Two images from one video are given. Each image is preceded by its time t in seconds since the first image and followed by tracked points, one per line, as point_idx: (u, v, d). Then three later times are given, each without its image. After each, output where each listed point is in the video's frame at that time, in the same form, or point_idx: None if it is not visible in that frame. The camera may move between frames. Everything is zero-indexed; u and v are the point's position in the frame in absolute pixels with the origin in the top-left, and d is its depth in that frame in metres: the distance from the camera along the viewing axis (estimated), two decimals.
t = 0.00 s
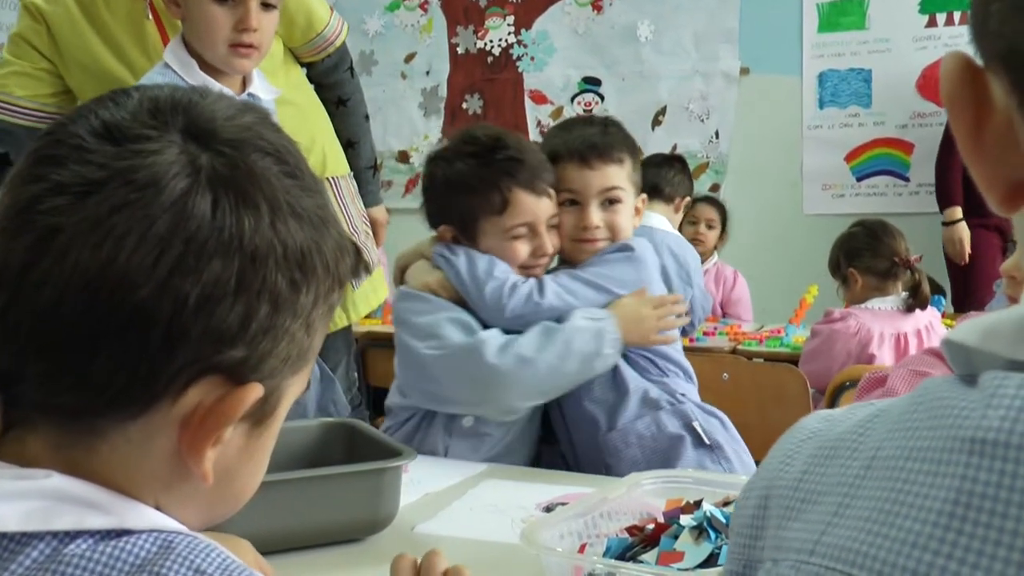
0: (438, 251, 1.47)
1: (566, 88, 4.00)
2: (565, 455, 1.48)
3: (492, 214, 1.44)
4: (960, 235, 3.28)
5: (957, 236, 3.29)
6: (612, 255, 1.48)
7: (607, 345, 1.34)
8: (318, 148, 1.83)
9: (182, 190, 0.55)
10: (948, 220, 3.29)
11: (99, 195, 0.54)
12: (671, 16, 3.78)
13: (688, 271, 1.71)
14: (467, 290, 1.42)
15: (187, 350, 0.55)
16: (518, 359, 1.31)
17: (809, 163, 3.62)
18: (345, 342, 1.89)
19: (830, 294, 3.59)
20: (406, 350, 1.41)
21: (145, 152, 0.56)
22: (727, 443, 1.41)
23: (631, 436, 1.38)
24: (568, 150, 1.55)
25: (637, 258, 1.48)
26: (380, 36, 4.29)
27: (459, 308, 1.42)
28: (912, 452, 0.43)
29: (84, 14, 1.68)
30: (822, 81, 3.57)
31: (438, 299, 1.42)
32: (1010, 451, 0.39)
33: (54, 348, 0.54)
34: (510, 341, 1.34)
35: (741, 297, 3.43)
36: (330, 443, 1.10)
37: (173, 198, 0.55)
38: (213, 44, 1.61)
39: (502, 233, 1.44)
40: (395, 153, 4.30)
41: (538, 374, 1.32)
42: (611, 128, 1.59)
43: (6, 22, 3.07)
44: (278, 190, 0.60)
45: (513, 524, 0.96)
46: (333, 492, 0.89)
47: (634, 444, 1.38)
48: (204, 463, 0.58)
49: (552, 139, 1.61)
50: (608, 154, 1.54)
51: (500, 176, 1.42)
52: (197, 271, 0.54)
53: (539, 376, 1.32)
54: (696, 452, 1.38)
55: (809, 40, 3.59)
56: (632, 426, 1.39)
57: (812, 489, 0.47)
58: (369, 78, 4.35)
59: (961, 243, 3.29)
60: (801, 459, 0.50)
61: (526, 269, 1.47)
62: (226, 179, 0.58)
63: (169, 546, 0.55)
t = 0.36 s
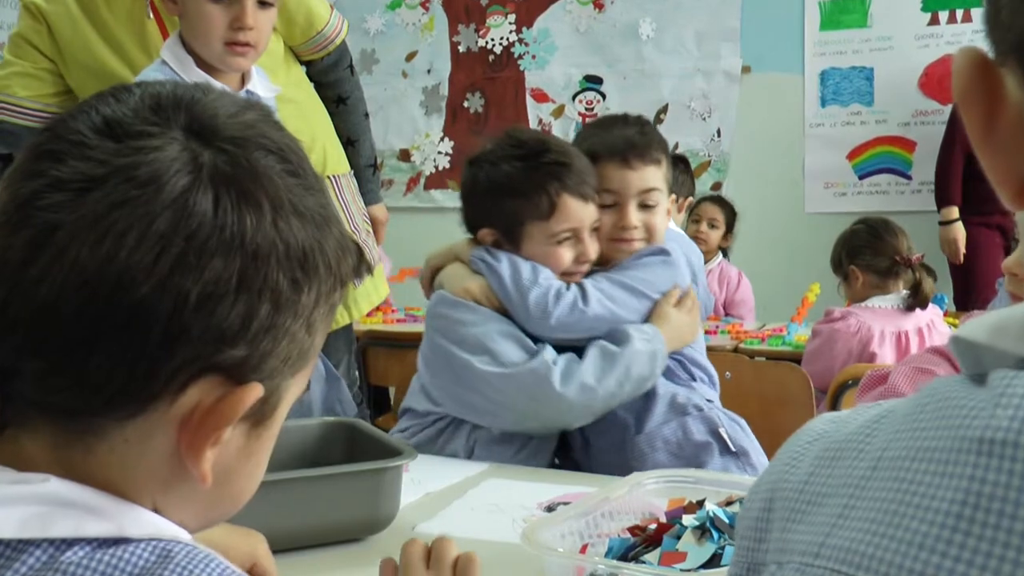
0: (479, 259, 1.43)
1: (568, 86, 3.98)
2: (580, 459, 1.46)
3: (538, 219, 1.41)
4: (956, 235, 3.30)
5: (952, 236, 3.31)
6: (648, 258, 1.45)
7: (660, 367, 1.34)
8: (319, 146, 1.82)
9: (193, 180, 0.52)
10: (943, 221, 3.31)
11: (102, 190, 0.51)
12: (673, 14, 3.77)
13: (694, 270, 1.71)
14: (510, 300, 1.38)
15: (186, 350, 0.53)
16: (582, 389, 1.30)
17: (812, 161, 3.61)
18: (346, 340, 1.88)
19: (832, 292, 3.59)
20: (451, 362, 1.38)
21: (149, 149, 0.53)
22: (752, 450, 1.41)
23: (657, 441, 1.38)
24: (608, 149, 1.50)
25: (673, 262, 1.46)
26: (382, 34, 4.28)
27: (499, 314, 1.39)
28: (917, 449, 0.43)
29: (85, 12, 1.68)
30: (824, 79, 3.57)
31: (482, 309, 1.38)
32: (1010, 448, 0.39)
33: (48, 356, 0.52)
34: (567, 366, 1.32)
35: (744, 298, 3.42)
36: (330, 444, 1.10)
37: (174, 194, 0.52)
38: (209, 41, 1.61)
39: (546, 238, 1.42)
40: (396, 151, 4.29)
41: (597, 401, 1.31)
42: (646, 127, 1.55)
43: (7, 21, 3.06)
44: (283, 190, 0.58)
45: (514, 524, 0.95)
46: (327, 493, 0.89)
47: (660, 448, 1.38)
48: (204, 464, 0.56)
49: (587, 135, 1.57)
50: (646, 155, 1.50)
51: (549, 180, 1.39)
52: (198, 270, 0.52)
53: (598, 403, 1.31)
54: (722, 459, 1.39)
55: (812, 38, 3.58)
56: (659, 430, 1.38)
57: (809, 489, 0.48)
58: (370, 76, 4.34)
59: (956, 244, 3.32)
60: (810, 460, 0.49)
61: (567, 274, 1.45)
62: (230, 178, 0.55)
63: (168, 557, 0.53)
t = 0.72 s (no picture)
0: (503, 262, 1.39)
1: (570, 84, 3.97)
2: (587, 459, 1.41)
3: (566, 224, 1.38)
4: (956, 233, 3.29)
5: (951, 233, 3.30)
6: (673, 265, 1.42)
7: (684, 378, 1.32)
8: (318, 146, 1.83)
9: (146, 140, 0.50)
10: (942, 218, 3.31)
11: (63, 165, 0.49)
12: (675, 13, 3.76)
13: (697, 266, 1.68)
14: (535, 307, 1.34)
15: (159, 328, 0.51)
16: (610, 403, 1.27)
17: (814, 160, 3.60)
18: (347, 338, 1.88)
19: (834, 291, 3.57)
20: (473, 369, 1.33)
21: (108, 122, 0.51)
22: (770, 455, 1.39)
23: (674, 444, 1.35)
24: (636, 147, 1.46)
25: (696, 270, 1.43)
26: (383, 33, 4.26)
27: (521, 318, 1.36)
28: (935, 451, 0.42)
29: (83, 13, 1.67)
30: (826, 77, 3.56)
31: (505, 314, 1.34)
32: None
33: (22, 342, 0.49)
34: (594, 379, 1.29)
35: (744, 296, 3.42)
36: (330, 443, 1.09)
37: (139, 168, 0.50)
38: (203, 39, 1.60)
39: (573, 244, 1.39)
40: (398, 150, 4.28)
41: (620, 415, 1.28)
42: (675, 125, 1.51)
43: (7, 19, 3.05)
44: (251, 161, 0.56)
45: (517, 524, 0.94)
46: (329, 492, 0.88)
47: (678, 452, 1.36)
48: (182, 445, 0.55)
49: (615, 131, 1.53)
50: (675, 155, 1.46)
51: (577, 184, 1.36)
52: (168, 243, 0.50)
53: (624, 415, 1.29)
54: (739, 465, 1.37)
55: (814, 36, 3.56)
56: (677, 434, 1.36)
57: (822, 492, 0.47)
58: (371, 75, 4.33)
59: (955, 240, 3.30)
60: (820, 461, 0.48)
61: (591, 280, 1.42)
62: (195, 148, 0.53)
63: None
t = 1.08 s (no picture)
0: (508, 268, 1.38)
1: (572, 83, 3.96)
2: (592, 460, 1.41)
3: (572, 228, 1.36)
4: (957, 230, 3.28)
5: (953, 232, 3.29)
6: (681, 270, 1.40)
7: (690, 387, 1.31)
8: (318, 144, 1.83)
9: (102, 97, 0.51)
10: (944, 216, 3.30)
11: (23, 147, 0.48)
12: (676, 11, 3.75)
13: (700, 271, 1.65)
14: (541, 315, 1.33)
15: (120, 315, 0.49)
16: (618, 417, 1.26)
17: (815, 159, 3.60)
18: (347, 337, 1.88)
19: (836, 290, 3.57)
20: (479, 377, 1.33)
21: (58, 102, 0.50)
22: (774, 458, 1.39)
23: (679, 450, 1.35)
24: (646, 149, 1.45)
25: (705, 275, 1.42)
26: (383, 31, 4.26)
27: (527, 325, 1.35)
28: (959, 453, 0.40)
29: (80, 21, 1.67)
30: (827, 75, 3.55)
31: (511, 321, 1.33)
32: None
33: None
34: (601, 392, 1.27)
35: (744, 294, 3.42)
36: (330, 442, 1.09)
37: (103, 150, 0.49)
38: (201, 40, 1.55)
39: (579, 247, 1.37)
40: (399, 149, 4.28)
41: (628, 427, 1.27)
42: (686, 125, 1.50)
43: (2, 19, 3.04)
44: (219, 148, 0.55)
45: (518, 525, 0.94)
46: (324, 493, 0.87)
47: (682, 458, 1.35)
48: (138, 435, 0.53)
49: (625, 128, 1.51)
50: (685, 157, 1.45)
51: (585, 187, 1.35)
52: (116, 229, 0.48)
53: (630, 426, 1.28)
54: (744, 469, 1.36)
55: (816, 34, 3.55)
56: (682, 440, 1.35)
57: (834, 491, 0.45)
58: (372, 74, 4.32)
59: (958, 239, 3.30)
60: (834, 459, 0.47)
61: (598, 284, 1.41)
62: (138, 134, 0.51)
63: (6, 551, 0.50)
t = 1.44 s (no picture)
0: (512, 270, 1.37)
1: (572, 82, 3.95)
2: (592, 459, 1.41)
3: (577, 229, 1.35)
4: (960, 229, 3.28)
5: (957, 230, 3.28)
6: (684, 273, 1.40)
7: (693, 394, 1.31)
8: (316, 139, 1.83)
9: None
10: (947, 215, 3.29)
11: None
12: (677, 10, 3.75)
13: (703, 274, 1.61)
14: (545, 320, 1.32)
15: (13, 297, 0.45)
16: (622, 425, 1.25)
17: (817, 158, 3.59)
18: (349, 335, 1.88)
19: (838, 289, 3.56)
20: (481, 382, 1.32)
21: None
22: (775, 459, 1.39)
23: (681, 454, 1.35)
24: (658, 153, 1.42)
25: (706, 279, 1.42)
26: (384, 30, 4.25)
27: (530, 330, 1.34)
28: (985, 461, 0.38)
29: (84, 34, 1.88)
30: (829, 74, 3.54)
31: (514, 327, 1.32)
32: None
33: None
34: (606, 400, 1.26)
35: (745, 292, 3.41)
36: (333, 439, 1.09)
37: None
38: (217, 42, 1.54)
39: (582, 249, 1.36)
40: (399, 147, 4.27)
41: (633, 434, 1.27)
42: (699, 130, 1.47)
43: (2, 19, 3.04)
44: (123, 118, 0.46)
45: (520, 524, 0.94)
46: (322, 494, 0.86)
47: (684, 462, 1.35)
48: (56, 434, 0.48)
49: (637, 127, 1.49)
50: (697, 164, 1.43)
51: (591, 188, 1.34)
52: None
53: (634, 433, 1.28)
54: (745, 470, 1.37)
55: (817, 33, 3.55)
56: (683, 444, 1.35)
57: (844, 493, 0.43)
58: (373, 72, 4.31)
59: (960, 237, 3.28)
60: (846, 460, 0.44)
61: (600, 286, 1.40)
62: None
63: None
